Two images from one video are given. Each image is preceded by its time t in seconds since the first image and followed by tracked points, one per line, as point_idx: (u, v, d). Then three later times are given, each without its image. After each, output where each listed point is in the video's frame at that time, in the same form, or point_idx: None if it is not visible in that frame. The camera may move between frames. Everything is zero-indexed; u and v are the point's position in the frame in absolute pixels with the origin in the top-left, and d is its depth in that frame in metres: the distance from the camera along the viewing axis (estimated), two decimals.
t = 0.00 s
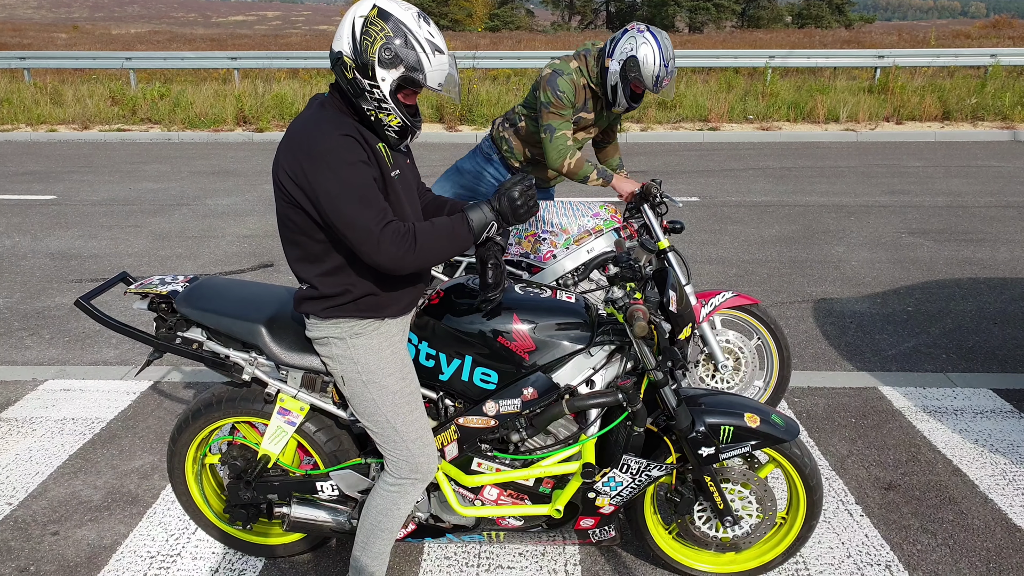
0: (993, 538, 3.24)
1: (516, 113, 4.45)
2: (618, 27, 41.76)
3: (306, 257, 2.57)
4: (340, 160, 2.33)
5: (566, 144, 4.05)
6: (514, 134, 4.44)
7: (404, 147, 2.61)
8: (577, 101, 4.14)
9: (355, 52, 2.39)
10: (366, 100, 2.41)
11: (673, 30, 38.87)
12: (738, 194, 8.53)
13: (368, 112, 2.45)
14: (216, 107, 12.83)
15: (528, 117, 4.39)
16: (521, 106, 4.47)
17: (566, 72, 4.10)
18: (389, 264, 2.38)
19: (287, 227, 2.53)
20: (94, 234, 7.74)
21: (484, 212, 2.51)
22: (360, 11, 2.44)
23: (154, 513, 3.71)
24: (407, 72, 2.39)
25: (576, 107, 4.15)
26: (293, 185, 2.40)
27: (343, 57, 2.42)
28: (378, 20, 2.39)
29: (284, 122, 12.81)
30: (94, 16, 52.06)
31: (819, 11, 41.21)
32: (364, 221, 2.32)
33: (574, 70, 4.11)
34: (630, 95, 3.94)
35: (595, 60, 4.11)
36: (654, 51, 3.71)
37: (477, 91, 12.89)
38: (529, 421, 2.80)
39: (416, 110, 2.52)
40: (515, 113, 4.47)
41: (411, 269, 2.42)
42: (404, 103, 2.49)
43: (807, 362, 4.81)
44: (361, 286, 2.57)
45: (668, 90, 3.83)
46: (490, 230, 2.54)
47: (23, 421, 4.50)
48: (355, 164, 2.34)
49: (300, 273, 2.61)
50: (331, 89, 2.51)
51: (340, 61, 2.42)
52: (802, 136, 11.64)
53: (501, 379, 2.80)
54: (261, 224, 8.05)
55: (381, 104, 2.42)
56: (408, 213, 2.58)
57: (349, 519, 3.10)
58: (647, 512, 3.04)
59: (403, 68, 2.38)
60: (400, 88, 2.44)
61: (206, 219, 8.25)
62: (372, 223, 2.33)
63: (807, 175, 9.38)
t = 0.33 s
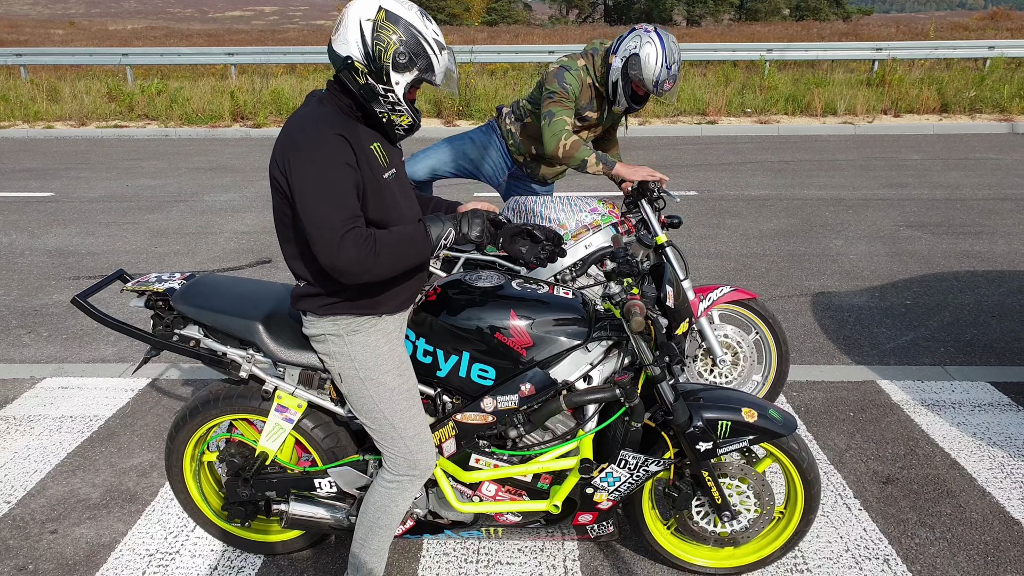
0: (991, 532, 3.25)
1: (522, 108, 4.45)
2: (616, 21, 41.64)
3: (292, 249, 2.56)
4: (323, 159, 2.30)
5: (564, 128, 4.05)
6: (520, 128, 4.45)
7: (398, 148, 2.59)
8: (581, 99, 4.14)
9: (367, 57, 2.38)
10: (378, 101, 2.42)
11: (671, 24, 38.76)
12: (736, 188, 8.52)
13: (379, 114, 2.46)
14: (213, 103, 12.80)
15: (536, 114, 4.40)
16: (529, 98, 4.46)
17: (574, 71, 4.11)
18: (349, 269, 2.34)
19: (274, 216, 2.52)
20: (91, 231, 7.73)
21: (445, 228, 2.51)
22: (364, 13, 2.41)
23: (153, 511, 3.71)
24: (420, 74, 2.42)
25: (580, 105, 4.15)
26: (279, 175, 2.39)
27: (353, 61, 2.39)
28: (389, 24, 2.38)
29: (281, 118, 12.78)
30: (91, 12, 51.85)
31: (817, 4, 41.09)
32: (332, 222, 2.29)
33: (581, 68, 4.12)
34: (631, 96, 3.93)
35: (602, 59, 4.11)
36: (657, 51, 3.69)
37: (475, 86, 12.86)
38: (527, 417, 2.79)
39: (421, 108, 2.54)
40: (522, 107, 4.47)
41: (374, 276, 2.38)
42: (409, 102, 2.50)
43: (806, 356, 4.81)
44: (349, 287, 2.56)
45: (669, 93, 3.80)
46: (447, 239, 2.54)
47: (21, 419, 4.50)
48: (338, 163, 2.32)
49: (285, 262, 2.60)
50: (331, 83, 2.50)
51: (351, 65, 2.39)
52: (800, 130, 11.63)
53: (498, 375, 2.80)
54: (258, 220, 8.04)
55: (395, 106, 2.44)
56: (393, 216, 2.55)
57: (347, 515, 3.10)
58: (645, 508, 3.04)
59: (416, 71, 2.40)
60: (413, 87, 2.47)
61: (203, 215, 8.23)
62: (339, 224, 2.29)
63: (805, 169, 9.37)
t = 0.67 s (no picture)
0: (990, 534, 3.25)
1: (528, 116, 4.40)
2: (616, 20, 41.57)
3: (286, 245, 2.56)
4: (323, 166, 2.30)
5: (577, 112, 3.96)
6: (531, 137, 4.45)
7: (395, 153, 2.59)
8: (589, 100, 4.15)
9: (391, 63, 2.38)
10: (396, 103, 2.44)
11: (671, 23, 38.71)
12: (735, 187, 8.52)
13: (393, 117, 2.47)
14: (213, 100, 12.79)
15: (545, 122, 4.38)
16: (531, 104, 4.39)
17: (584, 72, 4.09)
18: (334, 281, 2.35)
19: (269, 212, 2.50)
20: (91, 228, 7.73)
21: (430, 256, 2.48)
22: (383, 19, 2.39)
23: (151, 508, 3.71)
24: (433, 79, 2.48)
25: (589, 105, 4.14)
26: (277, 175, 2.38)
27: (375, 67, 2.37)
28: (407, 30, 2.40)
29: (280, 115, 12.78)
30: (91, 9, 51.83)
31: (817, 4, 41.03)
32: (324, 234, 2.29)
33: (587, 68, 4.12)
34: (629, 88, 3.89)
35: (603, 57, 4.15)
36: (652, 43, 3.67)
37: (475, 84, 12.85)
38: (524, 417, 2.79)
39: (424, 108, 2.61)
40: (527, 115, 4.41)
41: (360, 289, 2.40)
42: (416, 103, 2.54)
43: (804, 356, 4.80)
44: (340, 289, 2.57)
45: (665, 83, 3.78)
46: (430, 269, 2.50)
47: (19, 416, 4.51)
48: (338, 173, 2.31)
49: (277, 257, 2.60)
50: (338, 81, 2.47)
51: (372, 70, 2.37)
52: (799, 129, 11.62)
53: (495, 374, 2.80)
54: (258, 218, 8.04)
55: (409, 109, 2.47)
56: (387, 222, 2.55)
57: (344, 514, 3.10)
58: (641, 508, 3.04)
59: (430, 76, 2.46)
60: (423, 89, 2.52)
61: (203, 212, 8.23)
62: (331, 237, 2.30)
63: (804, 168, 9.36)
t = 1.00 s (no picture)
0: (993, 538, 3.23)
1: (522, 137, 4.26)
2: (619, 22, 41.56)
3: (289, 247, 2.55)
4: (326, 166, 2.29)
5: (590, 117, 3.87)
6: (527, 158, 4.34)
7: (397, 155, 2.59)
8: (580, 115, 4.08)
9: (392, 65, 2.38)
10: (396, 107, 2.44)
11: (674, 25, 38.71)
12: (738, 190, 8.50)
13: (392, 119, 2.47)
14: (216, 102, 12.82)
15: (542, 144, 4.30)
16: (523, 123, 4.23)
17: (577, 82, 3.99)
18: (339, 281, 2.34)
19: (272, 213, 2.50)
20: (94, 230, 7.74)
21: (436, 255, 2.48)
22: (387, 21, 2.41)
23: (152, 511, 3.71)
24: (436, 85, 2.48)
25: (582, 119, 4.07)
26: (280, 175, 2.37)
27: (376, 67, 2.37)
28: (412, 33, 2.40)
29: (284, 118, 12.80)
30: (95, 10, 51.95)
31: (820, 6, 40.95)
32: (329, 234, 2.29)
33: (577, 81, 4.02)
34: (615, 98, 3.92)
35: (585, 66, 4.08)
36: (636, 52, 3.70)
37: (478, 86, 12.86)
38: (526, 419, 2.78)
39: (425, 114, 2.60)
40: (518, 137, 4.26)
41: (365, 290, 2.39)
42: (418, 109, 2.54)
43: (807, 360, 4.79)
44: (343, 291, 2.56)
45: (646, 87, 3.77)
46: (436, 266, 2.50)
47: (21, 418, 4.51)
48: (343, 174, 2.31)
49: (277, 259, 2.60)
50: (341, 82, 2.47)
51: (374, 71, 2.37)
52: (803, 132, 11.61)
53: (496, 376, 2.80)
54: (260, 220, 8.04)
55: (409, 113, 2.48)
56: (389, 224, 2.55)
57: (344, 517, 3.10)
58: (642, 513, 3.03)
59: (434, 81, 2.46)
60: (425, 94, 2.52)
61: (205, 214, 8.24)
62: (336, 237, 2.29)
63: (807, 171, 9.35)
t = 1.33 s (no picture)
0: (997, 541, 3.22)
1: (500, 161, 4.08)
2: (620, 22, 41.55)
3: (287, 251, 2.55)
4: (324, 169, 2.29)
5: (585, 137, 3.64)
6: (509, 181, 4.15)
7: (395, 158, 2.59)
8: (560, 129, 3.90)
9: (389, 66, 2.38)
10: (393, 109, 2.44)
11: (675, 25, 38.73)
12: (739, 191, 8.50)
13: (389, 122, 2.46)
14: (218, 105, 12.84)
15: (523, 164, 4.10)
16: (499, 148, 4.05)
17: (554, 95, 3.80)
18: (337, 284, 2.34)
19: (271, 215, 2.50)
20: (96, 233, 7.75)
21: (436, 258, 2.47)
22: (385, 23, 2.41)
23: (154, 514, 3.71)
24: (433, 87, 2.47)
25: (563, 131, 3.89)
26: (279, 179, 2.37)
27: (372, 68, 2.37)
28: (410, 36, 2.40)
29: (285, 120, 12.81)
30: (97, 13, 52.05)
31: (821, 6, 40.92)
32: (326, 236, 2.29)
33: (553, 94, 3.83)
34: (592, 107, 3.83)
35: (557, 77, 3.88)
36: (610, 59, 3.69)
37: (479, 88, 12.87)
38: (526, 422, 2.77)
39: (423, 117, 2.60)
40: (494, 162, 4.08)
41: (363, 293, 2.39)
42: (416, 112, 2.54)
43: (809, 361, 4.78)
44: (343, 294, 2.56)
45: (619, 89, 3.73)
46: (436, 269, 2.50)
47: (23, 421, 4.51)
48: (340, 176, 2.31)
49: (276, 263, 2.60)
50: (339, 85, 2.47)
51: (371, 72, 2.38)
52: (804, 132, 11.60)
53: (496, 379, 2.79)
54: (262, 223, 8.05)
55: (406, 116, 2.47)
56: (387, 226, 2.54)
57: (345, 520, 3.09)
58: (644, 515, 3.02)
59: (431, 84, 2.45)
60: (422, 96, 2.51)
61: (207, 217, 8.25)
62: (333, 239, 2.29)
63: (809, 172, 9.34)
